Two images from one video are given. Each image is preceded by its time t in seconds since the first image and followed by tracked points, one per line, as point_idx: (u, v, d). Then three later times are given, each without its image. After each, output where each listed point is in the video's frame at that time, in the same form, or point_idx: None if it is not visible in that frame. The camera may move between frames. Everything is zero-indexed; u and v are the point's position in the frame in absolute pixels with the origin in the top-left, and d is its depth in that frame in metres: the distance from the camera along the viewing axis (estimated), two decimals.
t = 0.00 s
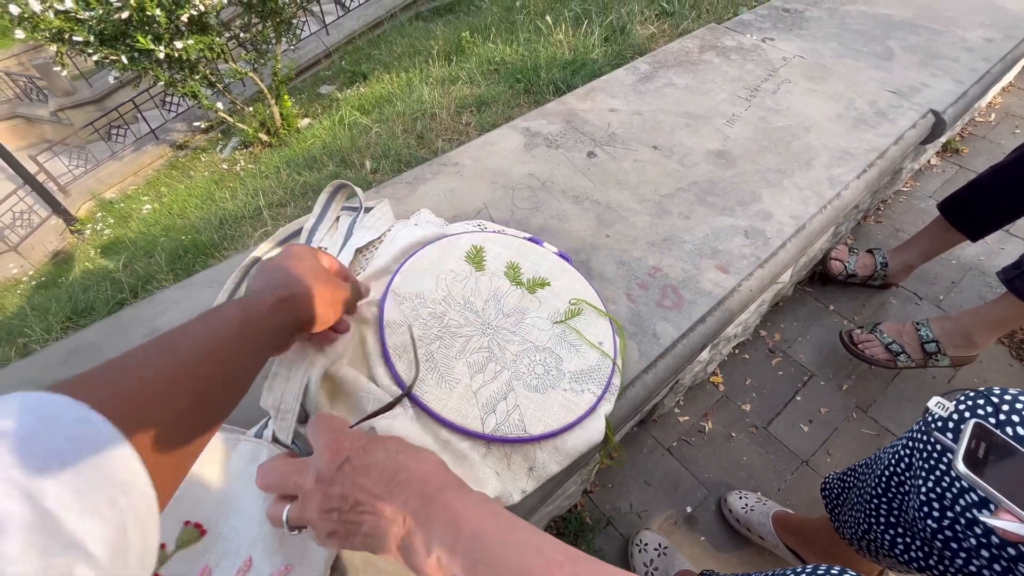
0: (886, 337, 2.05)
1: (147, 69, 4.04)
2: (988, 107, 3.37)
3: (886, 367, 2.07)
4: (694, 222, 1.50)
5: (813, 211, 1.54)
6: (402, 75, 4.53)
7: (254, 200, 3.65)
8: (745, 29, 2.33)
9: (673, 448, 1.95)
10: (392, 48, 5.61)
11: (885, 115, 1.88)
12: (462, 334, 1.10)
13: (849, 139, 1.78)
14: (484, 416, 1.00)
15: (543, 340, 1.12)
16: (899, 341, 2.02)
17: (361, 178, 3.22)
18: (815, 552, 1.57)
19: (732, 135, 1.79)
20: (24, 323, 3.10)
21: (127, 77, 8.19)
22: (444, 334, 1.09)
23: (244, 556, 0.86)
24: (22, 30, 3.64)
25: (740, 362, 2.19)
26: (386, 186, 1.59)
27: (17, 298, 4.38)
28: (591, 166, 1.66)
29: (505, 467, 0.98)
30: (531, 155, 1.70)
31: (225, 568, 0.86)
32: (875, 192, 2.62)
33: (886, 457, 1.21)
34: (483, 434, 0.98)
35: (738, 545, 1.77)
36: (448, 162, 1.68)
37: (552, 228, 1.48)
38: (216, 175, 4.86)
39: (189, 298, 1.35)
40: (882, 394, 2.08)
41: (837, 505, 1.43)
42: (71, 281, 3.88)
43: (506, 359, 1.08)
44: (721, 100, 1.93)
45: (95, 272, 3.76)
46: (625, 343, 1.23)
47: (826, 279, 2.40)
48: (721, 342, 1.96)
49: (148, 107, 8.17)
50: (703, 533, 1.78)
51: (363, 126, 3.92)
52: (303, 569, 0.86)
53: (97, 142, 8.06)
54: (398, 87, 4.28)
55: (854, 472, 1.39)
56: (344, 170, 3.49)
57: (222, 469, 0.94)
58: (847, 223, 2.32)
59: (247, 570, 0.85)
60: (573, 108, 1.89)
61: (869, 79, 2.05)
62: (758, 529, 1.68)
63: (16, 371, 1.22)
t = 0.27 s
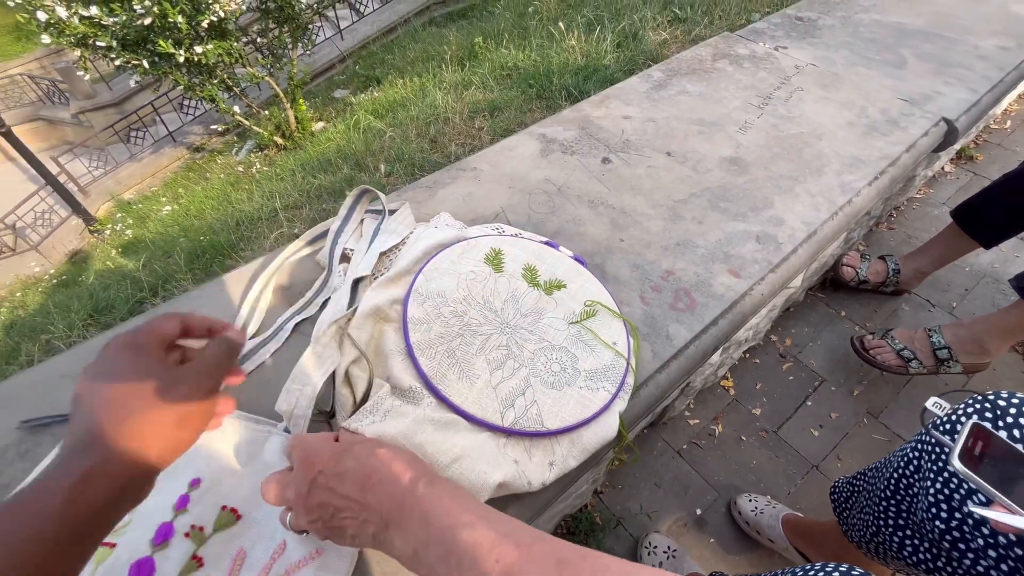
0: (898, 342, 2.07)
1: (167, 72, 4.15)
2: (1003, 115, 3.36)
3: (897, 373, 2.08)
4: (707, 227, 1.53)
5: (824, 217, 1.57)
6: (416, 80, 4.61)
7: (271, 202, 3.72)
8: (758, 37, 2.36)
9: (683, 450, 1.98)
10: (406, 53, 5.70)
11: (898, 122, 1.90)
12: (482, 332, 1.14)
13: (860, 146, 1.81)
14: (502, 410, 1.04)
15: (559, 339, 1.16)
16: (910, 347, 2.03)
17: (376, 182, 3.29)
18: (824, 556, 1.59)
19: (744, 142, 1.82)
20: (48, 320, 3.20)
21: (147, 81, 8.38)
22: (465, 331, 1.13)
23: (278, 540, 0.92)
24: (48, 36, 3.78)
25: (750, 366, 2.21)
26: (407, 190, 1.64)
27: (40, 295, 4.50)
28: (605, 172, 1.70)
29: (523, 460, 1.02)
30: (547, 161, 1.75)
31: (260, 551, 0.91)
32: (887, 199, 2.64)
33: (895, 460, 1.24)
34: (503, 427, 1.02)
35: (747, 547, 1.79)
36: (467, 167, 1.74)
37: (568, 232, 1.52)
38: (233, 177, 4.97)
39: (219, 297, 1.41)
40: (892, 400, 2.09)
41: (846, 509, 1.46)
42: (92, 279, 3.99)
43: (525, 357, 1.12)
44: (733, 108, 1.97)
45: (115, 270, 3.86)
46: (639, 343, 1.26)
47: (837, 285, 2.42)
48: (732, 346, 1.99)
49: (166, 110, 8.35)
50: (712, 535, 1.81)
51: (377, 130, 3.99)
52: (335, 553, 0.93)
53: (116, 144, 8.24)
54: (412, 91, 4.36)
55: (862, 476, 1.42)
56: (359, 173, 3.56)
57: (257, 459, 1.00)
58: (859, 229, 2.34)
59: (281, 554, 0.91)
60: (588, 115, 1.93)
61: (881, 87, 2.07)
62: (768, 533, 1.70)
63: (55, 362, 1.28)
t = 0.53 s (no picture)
0: (912, 341, 2.07)
1: (181, 73, 4.22)
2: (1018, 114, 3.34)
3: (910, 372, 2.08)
4: (723, 224, 1.56)
5: (839, 214, 1.59)
6: (428, 80, 4.65)
7: (284, 201, 3.78)
8: (772, 37, 2.38)
9: (695, 447, 2.00)
10: (417, 54, 5.75)
11: (913, 121, 1.91)
12: (506, 324, 1.17)
13: (875, 145, 1.82)
14: (527, 399, 1.07)
15: (580, 331, 1.19)
16: (924, 345, 2.04)
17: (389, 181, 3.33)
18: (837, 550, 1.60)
19: (759, 140, 1.84)
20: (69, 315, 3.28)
21: (162, 82, 8.50)
22: (489, 322, 1.16)
23: (311, 519, 0.95)
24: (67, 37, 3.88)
25: (763, 364, 2.23)
26: (427, 186, 1.68)
27: (58, 291, 4.60)
28: (621, 169, 1.73)
29: (547, 447, 1.05)
30: (563, 158, 1.78)
31: (293, 529, 0.94)
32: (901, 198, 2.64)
33: (911, 454, 1.26)
34: (528, 415, 1.05)
35: (759, 543, 1.80)
36: (485, 164, 1.77)
37: (585, 227, 1.55)
38: (247, 176, 5.04)
39: (247, 290, 1.45)
40: (905, 398, 2.09)
41: (861, 505, 1.47)
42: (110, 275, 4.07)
43: (547, 349, 1.15)
44: (748, 107, 1.99)
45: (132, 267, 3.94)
46: (658, 336, 1.29)
47: (850, 283, 2.43)
48: (745, 343, 2.01)
49: (180, 110, 8.46)
50: (724, 530, 1.83)
51: (389, 129, 4.04)
52: (365, 533, 0.97)
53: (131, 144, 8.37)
54: (423, 91, 4.40)
55: (877, 472, 1.44)
56: (371, 172, 3.61)
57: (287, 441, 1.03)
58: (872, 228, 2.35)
59: (314, 532, 0.95)
60: (603, 114, 1.96)
61: (896, 86, 2.08)
62: (780, 528, 1.72)
63: (91, 351, 1.33)
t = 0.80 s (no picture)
0: (924, 336, 2.06)
1: (187, 73, 4.23)
2: None
3: (922, 367, 2.07)
4: (738, 218, 1.55)
5: (854, 208, 1.58)
6: (433, 79, 4.66)
7: (290, 199, 3.79)
8: (783, 32, 2.37)
9: (707, 443, 1.99)
10: (421, 53, 5.76)
11: (927, 114, 1.91)
12: (524, 317, 1.17)
13: (888, 138, 1.81)
14: (548, 391, 1.07)
15: (599, 324, 1.19)
16: (937, 340, 2.03)
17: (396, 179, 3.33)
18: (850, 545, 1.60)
19: (773, 134, 1.83)
20: (78, 314, 3.30)
21: (167, 82, 8.53)
22: (507, 316, 1.16)
23: (335, 511, 0.96)
24: (74, 38, 3.88)
25: (774, 359, 2.22)
26: (441, 181, 1.68)
27: (66, 290, 4.63)
28: (634, 164, 1.73)
29: (568, 439, 1.05)
30: (576, 153, 1.78)
31: (318, 521, 0.95)
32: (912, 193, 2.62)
33: (930, 447, 1.25)
34: (549, 407, 1.05)
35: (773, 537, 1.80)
36: (498, 159, 1.77)
37: (599, 221, 1.55)
38: (253, 175, 5.07)
39: (261, 283, 1.45)
40: (919, 392, 2.09)
41: (876, 498, 1.47)
42: (118, 274, 4.10)
43: (566, 342, 1.14)
44: (760, 101, 1.98)
45: (140, 266, 3.96)
46: (675, 329, 1.29)
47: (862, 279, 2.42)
48: (756, 338, 2.01)
49: (185, 110, 8.49)
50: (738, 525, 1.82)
51: (395, 128, 4.04)
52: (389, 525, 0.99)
53: (137, 144, 8.47)
54: (429, 90, 4.41)
55: (893, 467, 1.44)
56: (377, 171, 3.62)
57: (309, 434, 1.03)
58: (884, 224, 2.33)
59: (338, 523, 0.95)
60: (615, 108, 1.96)
61: (908, 79, 2.07)
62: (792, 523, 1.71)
63: (109, 345, 1.34)
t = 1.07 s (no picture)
0: (920, 331, 2.06)
1: (178, 73, 4.18)
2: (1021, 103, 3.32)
3: (918, 361, 2.07)
4: (733, 215, 1.54)
5: (850, 204, 1.57)
6: (426, 76, 4.62)
7: (284, 199, 3.75)
8: (777, 26, 2.35)
9: (704, 441, 1.98)
10: (414, 49, 5.71)
11: (922, 109, 1.89)
12: (519, 320, 1.15)
13: (884, 133, 1.80)
14: (544, 395, 1.05)
15: (595, 325, 1.17)
16: (932, 335, 2.02)
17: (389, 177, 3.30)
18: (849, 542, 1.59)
19: (768, 130, 1.82)
20: (70, 317, 3.26)
21: (157, 81, 8.43)
22: (501, 319, 1.14)
23: (327, 521, 0.95)
24: (61, 37, 3.83)
25: (771, 355, 2.21)
26: (433, 181, 1.66)
27: (58, 293, 4.58)
28: (629, 162, 1.71)
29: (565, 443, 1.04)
30: (570, 151, 1.76)
31: (310, 532, 0.94)
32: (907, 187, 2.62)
33: (928, 445, 1.24)
34: (546, 411, 1.03)
35: (771, 535, 1.79)
36: (491, 158, 1.75)
37: (594, 220, 1.53)
38: (245, 175, 5.02)
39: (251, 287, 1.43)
40: (915, 387, 2.08)
41: (874, 495, 1.47)
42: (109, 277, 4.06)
43: (563, 345, 1.13)
44: (755, 97, 1.96)
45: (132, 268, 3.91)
46: (672, 329, 1.27)
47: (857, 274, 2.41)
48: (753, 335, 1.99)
49: (176, 109, 8.40)
50: (736, 523, 1.82)
51: (389, 126, 4.01)
52: (380, 534, 1.00)
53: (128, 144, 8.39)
54: (422, 87, 4.37)
55: (891, 464, 1.43)
56: (371, 169, 3.59)
57: (301, 442, 1.00)
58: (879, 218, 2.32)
59: (331, 534, 0.95)
60: (609, 105, 1.94)
61: (903, 73, 2.06)
62: (790, 520, 1.70)
63: (95, 352, 1.31)
